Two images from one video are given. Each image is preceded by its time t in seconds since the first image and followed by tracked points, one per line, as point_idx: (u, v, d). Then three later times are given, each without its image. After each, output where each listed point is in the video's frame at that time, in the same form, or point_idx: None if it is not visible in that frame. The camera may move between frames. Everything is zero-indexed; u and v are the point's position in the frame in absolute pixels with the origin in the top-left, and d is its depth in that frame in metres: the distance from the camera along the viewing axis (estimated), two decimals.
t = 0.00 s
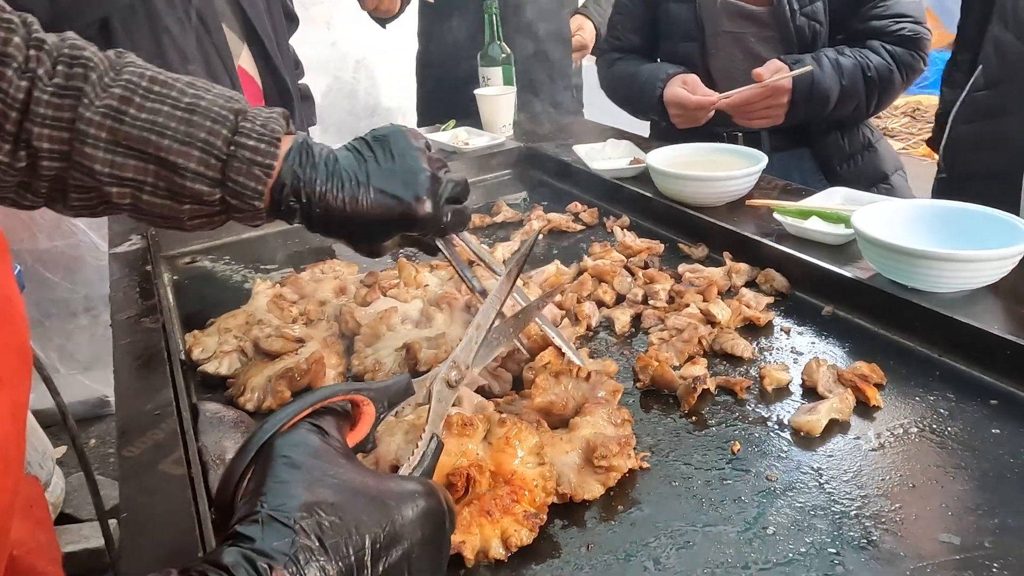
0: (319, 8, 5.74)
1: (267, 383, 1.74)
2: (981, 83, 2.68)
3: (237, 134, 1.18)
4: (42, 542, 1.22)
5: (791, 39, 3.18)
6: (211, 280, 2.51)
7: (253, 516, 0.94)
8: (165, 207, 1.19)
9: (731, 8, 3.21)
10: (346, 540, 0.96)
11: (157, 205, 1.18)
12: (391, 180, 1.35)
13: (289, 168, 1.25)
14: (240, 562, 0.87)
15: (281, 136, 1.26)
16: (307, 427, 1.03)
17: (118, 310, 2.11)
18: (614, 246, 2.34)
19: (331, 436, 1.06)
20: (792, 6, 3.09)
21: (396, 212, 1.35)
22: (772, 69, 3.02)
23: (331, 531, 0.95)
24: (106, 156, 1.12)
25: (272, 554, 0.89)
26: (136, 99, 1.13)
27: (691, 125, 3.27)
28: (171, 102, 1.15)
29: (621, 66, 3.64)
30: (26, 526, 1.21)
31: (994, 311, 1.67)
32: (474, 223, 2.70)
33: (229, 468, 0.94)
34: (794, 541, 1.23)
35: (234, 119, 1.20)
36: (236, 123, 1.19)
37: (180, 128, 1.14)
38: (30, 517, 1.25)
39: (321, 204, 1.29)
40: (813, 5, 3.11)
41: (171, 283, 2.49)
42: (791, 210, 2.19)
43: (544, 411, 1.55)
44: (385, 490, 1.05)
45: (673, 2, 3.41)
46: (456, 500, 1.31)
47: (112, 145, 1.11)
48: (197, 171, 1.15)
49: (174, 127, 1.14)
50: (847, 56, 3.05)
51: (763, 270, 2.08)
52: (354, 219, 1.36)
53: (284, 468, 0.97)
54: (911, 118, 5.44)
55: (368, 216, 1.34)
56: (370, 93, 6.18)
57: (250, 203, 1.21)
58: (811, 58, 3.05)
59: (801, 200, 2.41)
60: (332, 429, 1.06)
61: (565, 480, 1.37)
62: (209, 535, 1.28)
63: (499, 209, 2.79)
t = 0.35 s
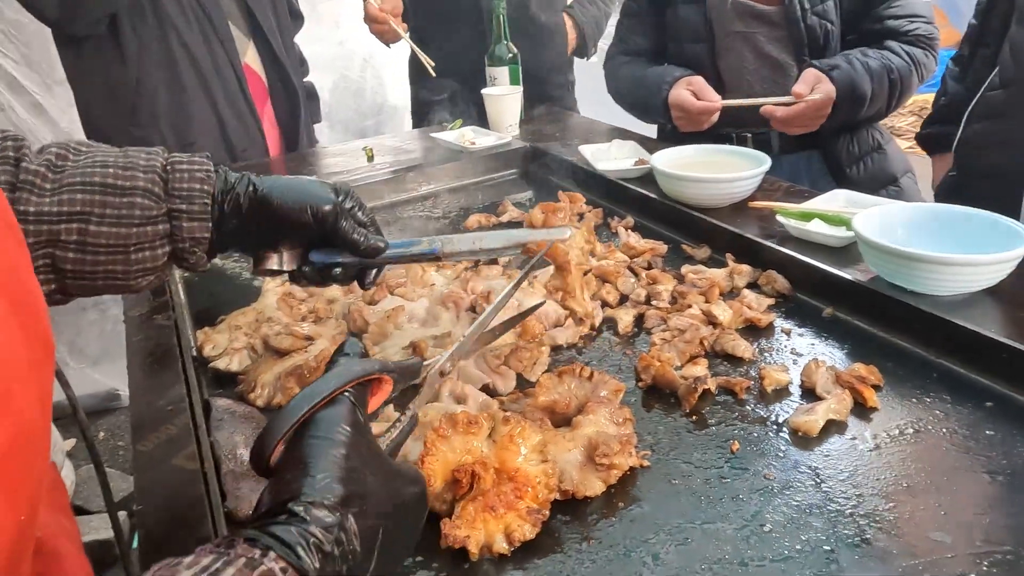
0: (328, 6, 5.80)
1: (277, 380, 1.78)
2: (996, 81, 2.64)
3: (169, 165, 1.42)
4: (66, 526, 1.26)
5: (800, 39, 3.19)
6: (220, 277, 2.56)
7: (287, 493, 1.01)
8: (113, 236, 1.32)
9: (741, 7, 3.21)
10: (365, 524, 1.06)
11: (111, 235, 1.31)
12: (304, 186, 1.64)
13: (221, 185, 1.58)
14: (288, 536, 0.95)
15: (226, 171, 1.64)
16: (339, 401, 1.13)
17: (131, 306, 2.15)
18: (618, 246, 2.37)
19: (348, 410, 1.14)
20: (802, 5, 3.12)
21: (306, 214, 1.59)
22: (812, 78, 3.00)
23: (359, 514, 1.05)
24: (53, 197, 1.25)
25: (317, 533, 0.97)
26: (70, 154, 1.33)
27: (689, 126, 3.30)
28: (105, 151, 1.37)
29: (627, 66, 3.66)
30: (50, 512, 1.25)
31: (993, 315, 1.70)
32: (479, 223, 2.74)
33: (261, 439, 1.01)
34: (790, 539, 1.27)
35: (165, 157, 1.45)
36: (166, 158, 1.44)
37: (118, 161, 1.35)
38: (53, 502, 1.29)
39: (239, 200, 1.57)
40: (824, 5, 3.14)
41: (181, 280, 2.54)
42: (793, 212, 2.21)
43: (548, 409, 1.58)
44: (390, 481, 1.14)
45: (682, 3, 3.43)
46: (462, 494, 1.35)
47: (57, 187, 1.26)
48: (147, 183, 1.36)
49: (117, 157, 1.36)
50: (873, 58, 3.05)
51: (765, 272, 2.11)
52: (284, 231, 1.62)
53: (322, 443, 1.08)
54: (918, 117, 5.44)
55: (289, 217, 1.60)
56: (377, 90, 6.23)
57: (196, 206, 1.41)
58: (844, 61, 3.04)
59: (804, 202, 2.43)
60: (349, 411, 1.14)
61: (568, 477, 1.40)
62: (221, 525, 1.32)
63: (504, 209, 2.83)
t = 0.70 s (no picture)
0: (325, 6, 5.83)
1: (253, 385, 1.79)
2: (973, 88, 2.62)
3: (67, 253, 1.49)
4: (16, 524, 1.29)
5: (781, 46, 3.20)
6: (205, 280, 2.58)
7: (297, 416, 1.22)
8: None
9: (722, 14, 3.25)
10: (365, 444, 1.25)
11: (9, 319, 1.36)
12: (205, 262, 1.63)
13: (119, 275, 1.57)
14: (300, 448, 1.15)
15: (127, 261, 1.63)
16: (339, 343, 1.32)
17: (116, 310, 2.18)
18: (599, 252, 2.39)
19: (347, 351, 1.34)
20: (783, 13, 3.12)
21: (209, 289, 1.59)
22: (800, 104, 2.96)
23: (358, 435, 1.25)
24: None
25: (322, 449, 1.18)
26: None
27: (666, 132, 3.32)
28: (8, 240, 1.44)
29: (616, 69, 3.67)
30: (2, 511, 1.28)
31: (964, 326, 1.70)
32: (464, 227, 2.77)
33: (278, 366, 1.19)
34: (746, 550, 1.29)
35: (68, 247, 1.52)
36: (65, 247, 1.51)
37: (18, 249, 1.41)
38: (5, 502, 1.32)
39: (138, 289, 1.55)
40: (804, 13, 3.15)
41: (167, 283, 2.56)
42: (770, 220, 2.21)
43: (517, 417, 1.61)
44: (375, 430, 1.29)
45: (668, 6, 3.43)
46: (425, 502, 1.37)
47: None
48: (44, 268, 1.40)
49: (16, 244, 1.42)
50: (862, 69, 3.05)
51: (741, 280, 2.13)
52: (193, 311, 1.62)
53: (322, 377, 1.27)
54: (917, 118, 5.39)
55: (197, 294, 1.59)
56: (375, 91, 6.26)
57: (90, 293, 1.46)
58: (833, 77, 3.03)
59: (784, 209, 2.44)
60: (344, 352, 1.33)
61: (531, 486, 1.42)
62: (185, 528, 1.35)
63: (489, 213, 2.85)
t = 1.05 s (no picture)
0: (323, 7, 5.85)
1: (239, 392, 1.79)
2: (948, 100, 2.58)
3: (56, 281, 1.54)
4: None
5: (767, 54, 3.21)
6: (196, 283, 2.60)
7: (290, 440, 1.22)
8: None
9: (712, 21, 3.26)
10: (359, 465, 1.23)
11: None
12: (187, 297, 1.63)
13: (105, 307, 1.62)
14: (292, 467, 1.15)
15: (116, 293, 1.68)
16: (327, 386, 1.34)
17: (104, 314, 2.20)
18: (586, 259, 2.40)
19: (337, 392, 1.35)
20: (770, 21, 3.13)
21: (190, 324, 1.58)
22: (770, 120, 3.00)
23: (355, 454, 1.23)
24: None
25: (316, 466, 1.17)
26: None
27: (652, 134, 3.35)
28: None
29: (609, 73, 3.68)
30: None
31: (943, 338, 1.71)
32: (454, 232, 2.79)
33: (263, 413, 1.22)
34: (716, 563, 1.30)
35: (56, 276, 1.57)
36: (52, 274, 1.56)
37: (9, 277, 1.46)
38: None
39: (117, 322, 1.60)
40: (791, 22, 3.16)
41: (158, 286, 2.58)
42: (755, 229, 2.23)
43: (496, 427, 1.64)
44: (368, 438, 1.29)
45: (658, 11, 3.43)
46: (401, 513, 1.39)
47: None
48: (31, 297, 1.45)
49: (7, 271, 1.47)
50: (840, 84, 3.07)
51: (726, 288, 2.14)
52: (175, 346, 1.63)
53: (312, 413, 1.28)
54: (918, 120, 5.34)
55: (175, 328, 1.60)
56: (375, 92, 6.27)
57: (75, 324, 1.51)
58: (806, 95, 3.04)
59: (770, 217, 2.44)
60: (334, 393, 1.33)
61: (507, 496, 1.44)
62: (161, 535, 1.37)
63: (479, 218, 2.86)
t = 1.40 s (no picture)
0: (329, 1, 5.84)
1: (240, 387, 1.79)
2: (931, 103, 2.58)
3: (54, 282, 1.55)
4: None
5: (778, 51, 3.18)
6: (198, 279, 2.59)
7: (304, 468, 1.21)
8: None
9: (721, 18, 3.24)
10: (367, 480, 1.24)
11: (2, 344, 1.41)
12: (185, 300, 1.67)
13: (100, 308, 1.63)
14: (306, 494, 1.15)
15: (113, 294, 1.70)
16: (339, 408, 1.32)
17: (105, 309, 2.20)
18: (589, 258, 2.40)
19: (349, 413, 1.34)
20: (781, 19, 3.11)
21: (188, 325, 1.62)
22: (784, 121, 2.97)
23: (366, 483, 1.23)
24: None
25: (330, 495, 1.16)
26: None
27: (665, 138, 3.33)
28: None
29: (616, 70, 3.67)
30: None
31: (947, 341, 1.70)
32: (457, 229, 2.78)
33: (273, 439, 1.25)
34: (718, 566, 1.30)
35: (54, 278, 1.58)
36: (51, 277, 1.57)
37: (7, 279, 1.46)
38: None
39: (115, 320, 1.61)
40: (803, 21, 3.14)
41: (161, 281, 2.58)
42: (760, 229, 2.22)
43: (497, 426, 1.63)
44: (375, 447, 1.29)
45: (668, 8, 3.42)
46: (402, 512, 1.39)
47: None
48: (33, 296, 1.46)
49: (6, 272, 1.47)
50: (851, 86, 3.06)
51: (730, 288, 2.13)
52: (170, 348, 1.65)
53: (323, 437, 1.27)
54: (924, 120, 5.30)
55: (173, 328, 1.63)
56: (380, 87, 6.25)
57: (74, 325, 1.54)
58: (818, 95, 3.03)
59: (776, 217, 2.42)
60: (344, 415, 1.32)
61: (508, 497, 1.44)
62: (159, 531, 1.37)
63: (483, 215, 2.86)
